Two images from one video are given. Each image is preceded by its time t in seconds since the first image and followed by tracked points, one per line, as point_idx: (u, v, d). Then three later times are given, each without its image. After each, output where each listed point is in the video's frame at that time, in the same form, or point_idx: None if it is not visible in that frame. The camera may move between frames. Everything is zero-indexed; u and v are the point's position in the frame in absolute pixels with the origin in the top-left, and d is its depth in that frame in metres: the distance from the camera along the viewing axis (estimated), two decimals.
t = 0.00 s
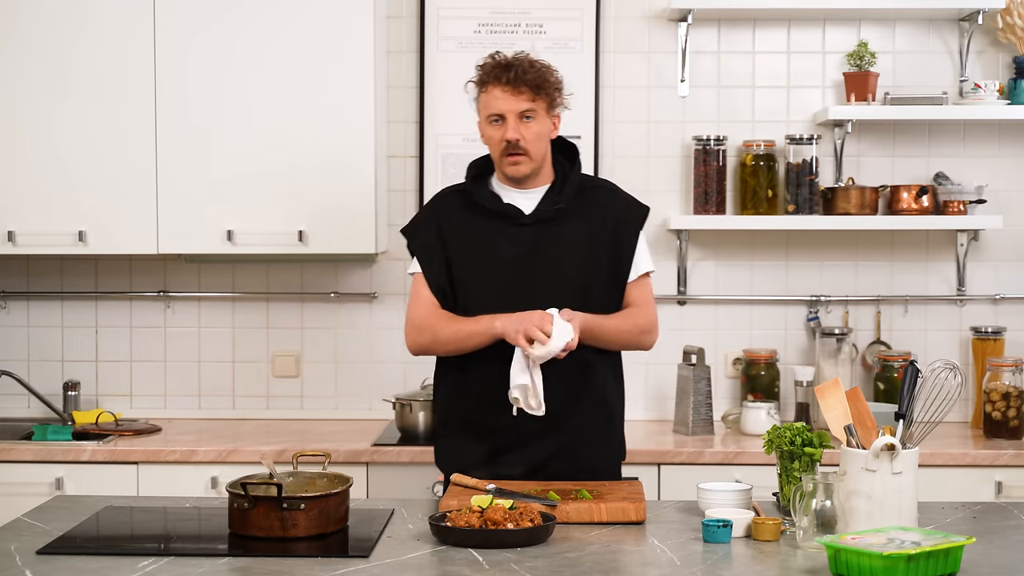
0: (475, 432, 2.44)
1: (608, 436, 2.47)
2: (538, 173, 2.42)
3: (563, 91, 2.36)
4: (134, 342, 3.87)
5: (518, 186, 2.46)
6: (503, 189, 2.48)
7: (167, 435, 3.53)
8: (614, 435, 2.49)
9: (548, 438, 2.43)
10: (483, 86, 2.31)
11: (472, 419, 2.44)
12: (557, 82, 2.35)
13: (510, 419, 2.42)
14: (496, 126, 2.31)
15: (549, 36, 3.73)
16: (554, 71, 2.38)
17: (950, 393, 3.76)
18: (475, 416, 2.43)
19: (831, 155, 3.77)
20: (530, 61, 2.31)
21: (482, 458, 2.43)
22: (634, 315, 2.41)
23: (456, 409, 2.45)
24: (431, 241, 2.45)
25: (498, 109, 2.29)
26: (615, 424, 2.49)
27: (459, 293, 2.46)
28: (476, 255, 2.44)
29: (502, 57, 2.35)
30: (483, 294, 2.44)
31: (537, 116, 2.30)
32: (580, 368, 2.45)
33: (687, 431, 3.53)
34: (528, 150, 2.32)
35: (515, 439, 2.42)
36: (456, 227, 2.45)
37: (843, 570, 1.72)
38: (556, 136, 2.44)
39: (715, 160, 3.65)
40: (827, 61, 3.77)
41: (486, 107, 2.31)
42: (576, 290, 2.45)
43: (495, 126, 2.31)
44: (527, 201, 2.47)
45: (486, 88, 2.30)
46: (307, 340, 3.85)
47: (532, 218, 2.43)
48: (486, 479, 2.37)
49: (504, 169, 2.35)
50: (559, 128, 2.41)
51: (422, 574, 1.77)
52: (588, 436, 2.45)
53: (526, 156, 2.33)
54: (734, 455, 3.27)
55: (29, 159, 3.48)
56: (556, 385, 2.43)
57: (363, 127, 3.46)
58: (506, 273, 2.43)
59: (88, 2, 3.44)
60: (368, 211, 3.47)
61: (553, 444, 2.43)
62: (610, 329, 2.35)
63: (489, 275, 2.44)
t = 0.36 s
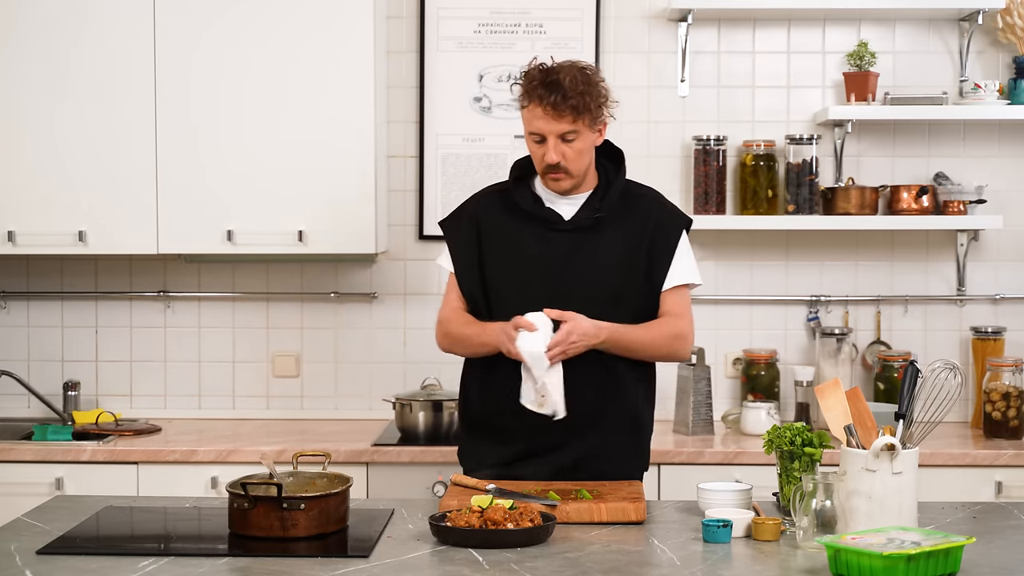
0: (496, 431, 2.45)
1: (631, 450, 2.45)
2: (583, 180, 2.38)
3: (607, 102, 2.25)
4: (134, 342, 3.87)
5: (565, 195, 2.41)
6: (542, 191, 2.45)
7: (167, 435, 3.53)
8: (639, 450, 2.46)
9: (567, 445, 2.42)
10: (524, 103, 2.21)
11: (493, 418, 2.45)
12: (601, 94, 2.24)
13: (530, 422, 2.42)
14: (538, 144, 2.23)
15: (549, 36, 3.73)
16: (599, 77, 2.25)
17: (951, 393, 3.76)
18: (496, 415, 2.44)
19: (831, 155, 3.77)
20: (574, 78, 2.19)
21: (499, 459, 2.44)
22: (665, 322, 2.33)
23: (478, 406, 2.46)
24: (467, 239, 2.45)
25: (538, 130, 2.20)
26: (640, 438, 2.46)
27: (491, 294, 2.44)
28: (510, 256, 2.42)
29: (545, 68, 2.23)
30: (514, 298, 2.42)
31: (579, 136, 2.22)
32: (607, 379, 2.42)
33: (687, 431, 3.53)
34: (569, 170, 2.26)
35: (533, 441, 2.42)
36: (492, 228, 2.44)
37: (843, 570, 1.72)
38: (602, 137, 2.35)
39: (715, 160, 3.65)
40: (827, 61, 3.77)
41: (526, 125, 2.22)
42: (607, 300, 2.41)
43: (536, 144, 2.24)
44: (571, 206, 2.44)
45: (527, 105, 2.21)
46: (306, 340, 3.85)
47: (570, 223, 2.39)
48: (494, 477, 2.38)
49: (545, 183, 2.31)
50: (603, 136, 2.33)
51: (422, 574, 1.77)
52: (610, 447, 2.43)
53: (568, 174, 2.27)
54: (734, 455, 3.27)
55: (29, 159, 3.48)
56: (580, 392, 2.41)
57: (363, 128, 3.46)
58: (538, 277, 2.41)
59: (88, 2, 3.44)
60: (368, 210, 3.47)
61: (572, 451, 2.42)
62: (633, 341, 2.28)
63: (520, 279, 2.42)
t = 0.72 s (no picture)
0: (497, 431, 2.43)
1: (634, 454, 2.45)
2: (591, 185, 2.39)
3: (617, 106, 2.25)
4: (134, 342, 3.87)
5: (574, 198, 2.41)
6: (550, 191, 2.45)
7: (167, 435, 3.53)
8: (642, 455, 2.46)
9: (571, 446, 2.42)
10: (533, 108, 2.22)
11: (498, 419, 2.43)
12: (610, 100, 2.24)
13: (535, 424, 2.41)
14: (544, 149, 2.25)
15: (549, 36, 3.73)
16: (609, 81, 2.25)
17: (951, 393, 3.76)
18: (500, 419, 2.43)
19: (831, 155, 3.77)
20: (583, 85, 2.19)
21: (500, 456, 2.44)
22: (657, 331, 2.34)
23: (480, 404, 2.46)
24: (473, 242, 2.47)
25: (545, 136, 2.22)
26: (644, 441, 2.46)
27: (496, 297, 2.44)
28: (516, 259, 2.42)
29: (556, 72, 2.22)
30: (519, 300, 2.42)
31: (586, 143, 2.23)
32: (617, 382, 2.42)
33: (687, 431, 3.53)
34: (576, 176, 2.28)
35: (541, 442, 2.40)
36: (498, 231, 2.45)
37: (842, 570, 1.72)
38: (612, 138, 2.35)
39: (715, 160, 3.65)
40: (827, 61, 3.77)
41: (535, 130, 2.24)
42: (612, 304, 2.40)
43: (544, 149, 2.26)
44: (579, 209, 2.44)
45: (535, 110, 2.22)
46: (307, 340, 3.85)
47: (575, 227, 2.39)
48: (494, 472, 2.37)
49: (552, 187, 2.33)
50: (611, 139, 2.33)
51: (422, 574, 1.77)
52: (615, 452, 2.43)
53: (574, 179, 2.29)
54: (734, 455, 3.27)
55: (29, 159, 3.48)
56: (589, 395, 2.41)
57: (363, 128, 3.46)
58: (543, 279, 2.41)
59: (88, 2, 3.44)
60: (368, 210, 3.47)
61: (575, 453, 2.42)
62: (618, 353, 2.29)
63: (526, 280, 2.41)
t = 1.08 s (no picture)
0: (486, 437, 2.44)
1: (629, 448, 2.44)
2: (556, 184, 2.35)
3: (571, 108, 2.17)
4: (135, 342, 3.87)
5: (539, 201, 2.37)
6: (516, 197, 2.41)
7: (167, 435, 3.53)
8: (637, 447, 2.45)
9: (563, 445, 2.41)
10: (485, 119, 2.14)
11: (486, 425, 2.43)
12: (565, 102, 2.16)
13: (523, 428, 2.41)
14: (502, 159, 2.19)
15: (549, 36, 3.73)
16: (561, 82, 2.17)
17: (951, 393, 3.76)
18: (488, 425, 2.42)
19: (831, 155, 3.77)
20: (534, 91, 2.11)
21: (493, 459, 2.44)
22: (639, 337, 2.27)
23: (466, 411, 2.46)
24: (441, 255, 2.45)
25: (501, 147, 2.15)
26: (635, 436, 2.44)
27: (469, 308, 2.42)
28: (486, 268, 2.40)
29: (506, 79, 2.14)
30: (492, 310, 2.39)
31: (543, 150, 2.16)
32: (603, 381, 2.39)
33: (687, 431, 3.53)
34: (537, 182, 2.22)
35: (529, 449, 2.39)
36: (466, 241, 2.42)
37: (843, 570, 1.72)
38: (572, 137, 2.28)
39: (715, 160, 3.65)
40: (827, 61, 3.77)
41: (489, 140, 2.17)
42: (587, 306, 2.37)
43: (501, 159, 2.19)
44: (547, 211, 2.39)
45: (487, 121, 2.14)
46: (307, 339, 3.85)
47: (544, 232, 2.36)
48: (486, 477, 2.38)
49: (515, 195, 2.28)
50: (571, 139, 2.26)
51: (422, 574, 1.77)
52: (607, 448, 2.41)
53: (535, 185, 2.24)
54: (734, 455, 3.27)
55: (29, 159, 3.48)
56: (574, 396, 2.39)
57: (363, 128, 3.46)
58: (515, 288, 2.38)
59: (87, 2, 3.44)
60: (368, 210, 3.47)
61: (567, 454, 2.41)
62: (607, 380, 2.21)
63: (498, 290, 2.39)
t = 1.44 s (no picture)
0: (480, 456, 2.39)
1: (625, 442, 2.42)
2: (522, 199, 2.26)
3: (527, 130, 2.02)
4: (134, 342, 3.87)
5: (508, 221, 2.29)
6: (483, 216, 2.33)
7: (167, 435, 3.53)
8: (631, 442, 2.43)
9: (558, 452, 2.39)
10: (439, 151, 2.00)
11: (478, 447, 2.38)
12: (522, 126, 2.01)
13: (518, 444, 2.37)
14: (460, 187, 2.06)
15: (549, 36, 3.73)
16: (514, 103, 2.01)
17: (951, 393, 3.76)
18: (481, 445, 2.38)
19: (831, 155, 3.77)
20: (488, 122, 1.96)
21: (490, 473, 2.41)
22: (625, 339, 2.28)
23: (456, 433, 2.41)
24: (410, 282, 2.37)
25: (457, 178, 2.02)
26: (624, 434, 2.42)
27: (444, 333, 2.36)
28: (460, 294, 2.33)
29: (457, 108, 1.98)
30: (472, 335, 2.33)
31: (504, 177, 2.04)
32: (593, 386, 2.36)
33: (687, 431, 3.53)
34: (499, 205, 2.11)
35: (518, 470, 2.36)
36: (438, 269, 2.35)
37: (843, 570, 1.72)
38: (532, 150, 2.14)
39: (715, 159, 3.64)
40: (827, 61, 3.77)
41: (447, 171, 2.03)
42: (570, 320, 2.33)
43: (459, 187, 2.06)
44: (519, 228, 2.32)
45: (442, 153, 2.00)
46: (307, 339, 3.85)
47: (518, 253, 2.29)
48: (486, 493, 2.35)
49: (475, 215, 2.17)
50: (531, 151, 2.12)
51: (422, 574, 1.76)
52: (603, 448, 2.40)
53: (496, 207, 2.12)
54: (734, 455, 3.27)
55: (29, 160, 3.48)
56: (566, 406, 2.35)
57: (363, 128, 3.46)
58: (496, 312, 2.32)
59: (87, 2, 3.44)
60: (368, 210, 3.47)
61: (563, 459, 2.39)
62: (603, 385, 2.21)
63: (476, 315, 2.32)
